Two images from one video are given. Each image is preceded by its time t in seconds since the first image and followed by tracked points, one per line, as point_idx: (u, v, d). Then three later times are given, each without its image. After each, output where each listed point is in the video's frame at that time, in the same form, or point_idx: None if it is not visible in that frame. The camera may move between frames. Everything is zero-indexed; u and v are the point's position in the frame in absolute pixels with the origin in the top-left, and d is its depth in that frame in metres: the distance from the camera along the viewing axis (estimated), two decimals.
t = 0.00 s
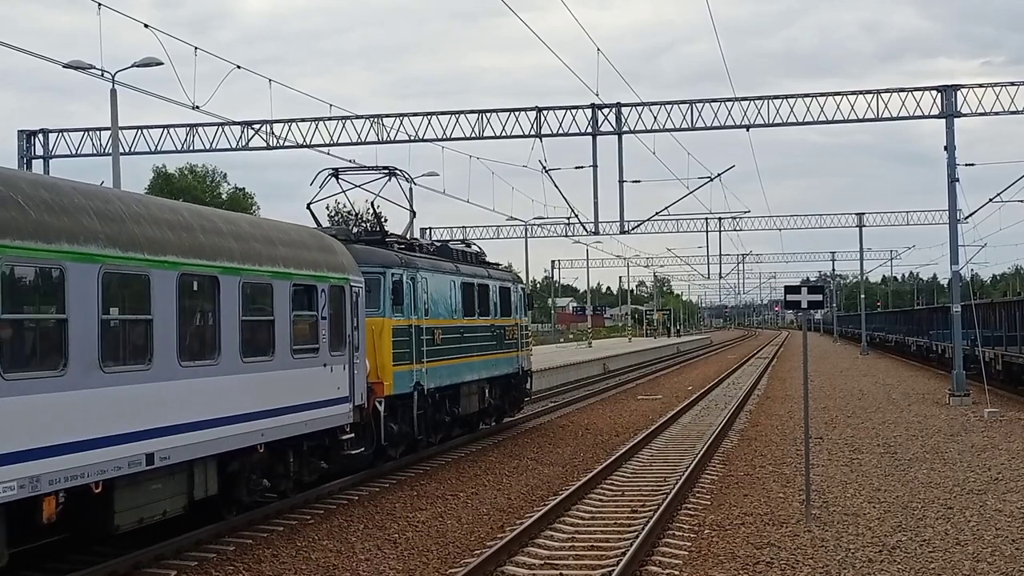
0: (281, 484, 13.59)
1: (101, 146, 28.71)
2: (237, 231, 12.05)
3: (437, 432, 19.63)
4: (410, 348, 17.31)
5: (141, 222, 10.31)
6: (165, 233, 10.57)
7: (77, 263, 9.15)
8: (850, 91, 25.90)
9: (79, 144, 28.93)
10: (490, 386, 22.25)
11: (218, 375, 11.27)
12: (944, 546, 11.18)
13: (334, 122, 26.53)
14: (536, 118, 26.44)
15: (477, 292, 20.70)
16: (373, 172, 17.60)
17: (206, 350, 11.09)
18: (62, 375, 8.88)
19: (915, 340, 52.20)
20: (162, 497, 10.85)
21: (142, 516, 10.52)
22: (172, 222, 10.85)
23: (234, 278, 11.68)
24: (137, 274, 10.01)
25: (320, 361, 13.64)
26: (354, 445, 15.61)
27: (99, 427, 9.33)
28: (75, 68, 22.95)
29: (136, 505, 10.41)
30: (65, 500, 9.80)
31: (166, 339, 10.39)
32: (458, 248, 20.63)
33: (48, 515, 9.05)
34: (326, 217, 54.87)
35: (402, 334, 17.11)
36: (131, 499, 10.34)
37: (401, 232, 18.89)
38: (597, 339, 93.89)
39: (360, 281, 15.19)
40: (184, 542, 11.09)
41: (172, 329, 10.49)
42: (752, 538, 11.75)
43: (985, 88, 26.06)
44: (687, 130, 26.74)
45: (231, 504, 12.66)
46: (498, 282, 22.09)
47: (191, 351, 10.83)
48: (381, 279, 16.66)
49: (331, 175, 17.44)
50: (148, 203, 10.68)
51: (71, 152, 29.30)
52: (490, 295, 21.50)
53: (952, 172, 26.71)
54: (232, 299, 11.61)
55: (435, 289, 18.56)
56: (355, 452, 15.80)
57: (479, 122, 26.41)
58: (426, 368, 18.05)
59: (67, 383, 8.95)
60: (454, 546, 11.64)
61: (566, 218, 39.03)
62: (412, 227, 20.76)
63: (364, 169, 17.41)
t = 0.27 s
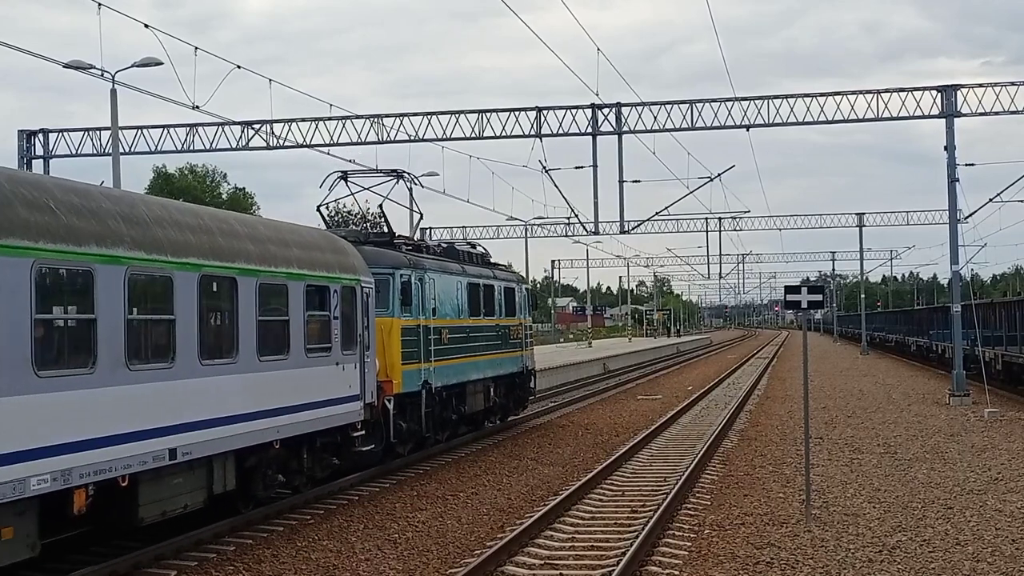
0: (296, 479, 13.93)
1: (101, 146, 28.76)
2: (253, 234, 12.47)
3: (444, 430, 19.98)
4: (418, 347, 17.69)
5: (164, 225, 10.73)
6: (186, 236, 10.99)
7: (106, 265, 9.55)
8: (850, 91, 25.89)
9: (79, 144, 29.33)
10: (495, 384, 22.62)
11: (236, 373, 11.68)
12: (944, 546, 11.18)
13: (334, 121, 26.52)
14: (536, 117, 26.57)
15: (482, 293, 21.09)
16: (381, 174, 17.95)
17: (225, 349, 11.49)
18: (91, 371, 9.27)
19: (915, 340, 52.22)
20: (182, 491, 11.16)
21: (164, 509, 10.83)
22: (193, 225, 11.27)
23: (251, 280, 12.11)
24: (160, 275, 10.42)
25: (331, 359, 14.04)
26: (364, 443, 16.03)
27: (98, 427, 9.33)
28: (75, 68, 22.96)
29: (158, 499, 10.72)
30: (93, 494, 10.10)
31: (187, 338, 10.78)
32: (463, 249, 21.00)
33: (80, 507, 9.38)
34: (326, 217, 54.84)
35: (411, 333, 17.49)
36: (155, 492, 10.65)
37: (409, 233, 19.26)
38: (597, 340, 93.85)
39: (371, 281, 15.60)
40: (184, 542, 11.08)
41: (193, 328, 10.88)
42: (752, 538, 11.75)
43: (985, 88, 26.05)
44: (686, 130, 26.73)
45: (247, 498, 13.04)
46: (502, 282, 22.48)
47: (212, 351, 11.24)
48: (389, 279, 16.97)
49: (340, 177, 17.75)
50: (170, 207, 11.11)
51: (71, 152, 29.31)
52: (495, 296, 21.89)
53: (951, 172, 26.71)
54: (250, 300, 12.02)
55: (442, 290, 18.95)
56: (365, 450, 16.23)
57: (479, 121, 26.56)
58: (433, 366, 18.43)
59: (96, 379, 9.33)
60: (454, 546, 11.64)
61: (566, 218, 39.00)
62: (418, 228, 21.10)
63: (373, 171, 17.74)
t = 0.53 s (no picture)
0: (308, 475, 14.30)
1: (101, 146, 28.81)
2: (270, 237, 12.84)
3: (451, 428, 20.38)
4: (425, 347, 18.11)
5: (187, 228, 11.11)
6: (208, 238, 11.38)
7: (133, 267, 9.93)
8: (850, 91, 25.91)
9: (79, 144, 29.45)
10: (500, 384, 23.02)
11: (255, 371, 12.06)
12: (944, 547, 11.18)
13: (334, 121, 26.53)
14: (537, 118, 26.67)
15: (487, 293, 21.51)
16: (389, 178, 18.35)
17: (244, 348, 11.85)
18: (118, 370, 9.65)
19: (915, 340, 52.23)
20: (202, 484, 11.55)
21: (185, 502, 11.29)
22: (214, 228, 11.65)
23: (269, 281, 12.47)
24: (183, 277, 10.80)
25: (345, 358, 14.43)
26: (375, 439, 16.48)
27: (98, 428, 9.33)
28: (75, 68, 22.97)
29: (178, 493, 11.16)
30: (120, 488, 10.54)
31: (209, 339, 11.17)
32: (468, 251, 21.43)
33: (107, 499, 9.85)
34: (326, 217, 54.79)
35: (418, 333, 17.92)
36: (177, 486, 11.12)
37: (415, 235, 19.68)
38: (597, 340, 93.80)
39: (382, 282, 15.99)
40: (184, 542, 11.08)
41: (212, 328, 11.24)
42: (752, 538, 11.75)
43: (985, 89, 26.05)
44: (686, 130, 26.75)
45: (264, 494, 13.34)
46: (507, 283, 22.90)
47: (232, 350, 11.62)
48: (398, 280, 17.55)
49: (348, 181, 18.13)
50: (193, 211, 11.49)
51: (71, 152, 29.32)
52: (500, 296, 22.32)
53: (951, 172, 26.73)
54: (267, 301, 12.39)
55: (449, 291, 19.37)
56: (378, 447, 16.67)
57: (479, 121, 26.66)
58: (440, 365, 18.86)
59: (122, 377, 9.71)
60: (454, 546, 11.64)
61: (566, 218, 38.98)
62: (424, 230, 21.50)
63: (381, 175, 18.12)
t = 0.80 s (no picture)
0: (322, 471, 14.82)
1: (101, 146, 28.81)
2: (286, 239, 13.27)
3: (458, 426, 20.65)
4: (434, 346, 18.38)
5: (208, 232, 11.53)
6: (227, 242, 11.80)
7: (158, 269, 10.37)
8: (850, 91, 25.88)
9: (79, 144, 29.15)
10: (505, 382, 23.29)
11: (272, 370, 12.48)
12: (944, 546, 11.17)
13: (333, 121, 26.49)
14: (537, 118, 26.52)
15: (493, 294, 21.78)
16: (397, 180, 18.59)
17: (261, 347, 12.29)
18: (144, 368, 10.09)
19: (915, 340, 52.22)
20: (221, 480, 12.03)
21: (206, 495, 11.72)
22: (233, 231, 12.07)
23: (285, 282, 12.91)
24: (205, 279, 11.21)
25: (357, 357, 14.88)
26: (385, 436, 16.79)
27: (98, 428, 9.37)
28: (75, 68, 22.96)
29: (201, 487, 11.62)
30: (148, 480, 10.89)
31: (229, 339, 11.59)
32: (475, 252, 21.70)
33: (136, 491, 10.21)
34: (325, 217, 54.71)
35: (427, 332, 18.19)
36: (199, 480, 11.54)
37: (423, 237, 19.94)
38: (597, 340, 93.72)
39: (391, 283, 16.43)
40: (184, 542, 11.08)
41: (232, 327, 11.68)
42: (752, 538, 11.74)
43: (985, 88, 26.02)
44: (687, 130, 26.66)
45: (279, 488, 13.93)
46: (512, 284, 23.17)
47: (250, 349, 12.05)
48: (407, 281, 17.77)
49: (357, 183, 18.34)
50: (213, 215, 11.92)
51: (71, 152, 29.27)
52: (505, 297, 22.59)
53: (951, 172, 26.72)
54: (283, 300, 12.83)
55: (456, 291, 19.65)
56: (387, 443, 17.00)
57: (479, 121, 26.49)
58: (449, 364, 19.13)
59: (148, 375, 10.15)
60: (454, 546, 11.64)
61: (566, 218, 38.94)
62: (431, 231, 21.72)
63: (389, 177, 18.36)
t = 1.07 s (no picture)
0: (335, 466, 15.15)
1: (101, 146, 28.81)
2: (301, 242, 13.68)
3: (464, 424, 20.92)
4: (441, 345, 18.66)
5: (227, 235, 11.92)
6: (245, 244, 12.19)
7: (182, 271, 10.80)
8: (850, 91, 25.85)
9: (79, 144, 28.74)
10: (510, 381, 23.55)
11: (289, 368, 12.86)
12: (944, 546, 11.17)
13: (333, 121, 26.46)
14: (536, 117, 26.25)
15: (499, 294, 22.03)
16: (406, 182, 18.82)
17: (280, 347, 12.67)
18: (169, 366, 10.50)
19: (915, 340, 52.22)
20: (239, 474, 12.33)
21: (227, 490, 12.06)
22: (250, 235, 12.46)
23: (301, 283, 13.31)
24: (225, 281, 11.59)
25: (369, 356, 15.25)
26: (395, 432, 17.09)
27: (98, 427, 9.37)
28: (75, 68, 22.95)
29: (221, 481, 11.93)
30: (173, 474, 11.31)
31: (248, 338, 11.97)
32: (480, 253, 21.95)
33: (161, 485, 10.61)
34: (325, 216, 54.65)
35: (435, 332, 18.46)
36: (219, 474, 11.89)
37: (430, 239, 20.18)
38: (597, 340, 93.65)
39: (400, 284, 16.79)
40: (184, 542, 11.08)
41: (252, 327, 12.07)
42: (752, 538, 11.75)
43: (985, 88, 25.98)
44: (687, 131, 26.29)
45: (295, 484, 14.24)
46: (517, 284, 23.41)
47: (268, 347, 12.43)
48: (416, 281, 17.99)
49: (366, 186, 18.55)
50: (231, 220, 12.31)
51: (70, 152, 29.24)
52: (511, 297, 22.84)
53: (951, 171, 26.70)
54: (299, 301, 13.22)
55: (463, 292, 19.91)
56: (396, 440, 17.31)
57: (479, 121, 26.26)
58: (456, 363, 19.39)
59: (174, 373, 10.56)
60: (454, 546, 11.64)
61: (567, 218, 38.89)
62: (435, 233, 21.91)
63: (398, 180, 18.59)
